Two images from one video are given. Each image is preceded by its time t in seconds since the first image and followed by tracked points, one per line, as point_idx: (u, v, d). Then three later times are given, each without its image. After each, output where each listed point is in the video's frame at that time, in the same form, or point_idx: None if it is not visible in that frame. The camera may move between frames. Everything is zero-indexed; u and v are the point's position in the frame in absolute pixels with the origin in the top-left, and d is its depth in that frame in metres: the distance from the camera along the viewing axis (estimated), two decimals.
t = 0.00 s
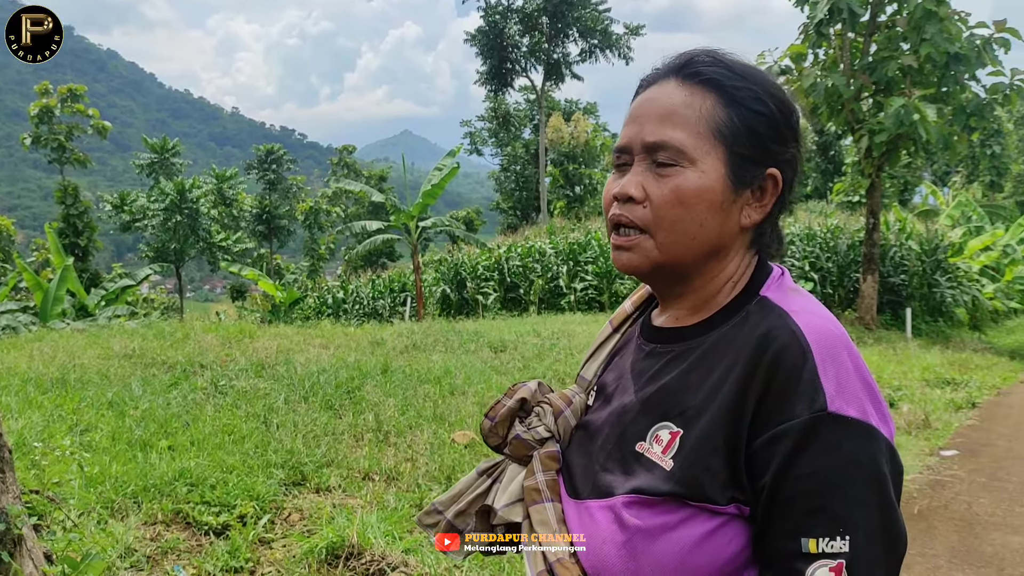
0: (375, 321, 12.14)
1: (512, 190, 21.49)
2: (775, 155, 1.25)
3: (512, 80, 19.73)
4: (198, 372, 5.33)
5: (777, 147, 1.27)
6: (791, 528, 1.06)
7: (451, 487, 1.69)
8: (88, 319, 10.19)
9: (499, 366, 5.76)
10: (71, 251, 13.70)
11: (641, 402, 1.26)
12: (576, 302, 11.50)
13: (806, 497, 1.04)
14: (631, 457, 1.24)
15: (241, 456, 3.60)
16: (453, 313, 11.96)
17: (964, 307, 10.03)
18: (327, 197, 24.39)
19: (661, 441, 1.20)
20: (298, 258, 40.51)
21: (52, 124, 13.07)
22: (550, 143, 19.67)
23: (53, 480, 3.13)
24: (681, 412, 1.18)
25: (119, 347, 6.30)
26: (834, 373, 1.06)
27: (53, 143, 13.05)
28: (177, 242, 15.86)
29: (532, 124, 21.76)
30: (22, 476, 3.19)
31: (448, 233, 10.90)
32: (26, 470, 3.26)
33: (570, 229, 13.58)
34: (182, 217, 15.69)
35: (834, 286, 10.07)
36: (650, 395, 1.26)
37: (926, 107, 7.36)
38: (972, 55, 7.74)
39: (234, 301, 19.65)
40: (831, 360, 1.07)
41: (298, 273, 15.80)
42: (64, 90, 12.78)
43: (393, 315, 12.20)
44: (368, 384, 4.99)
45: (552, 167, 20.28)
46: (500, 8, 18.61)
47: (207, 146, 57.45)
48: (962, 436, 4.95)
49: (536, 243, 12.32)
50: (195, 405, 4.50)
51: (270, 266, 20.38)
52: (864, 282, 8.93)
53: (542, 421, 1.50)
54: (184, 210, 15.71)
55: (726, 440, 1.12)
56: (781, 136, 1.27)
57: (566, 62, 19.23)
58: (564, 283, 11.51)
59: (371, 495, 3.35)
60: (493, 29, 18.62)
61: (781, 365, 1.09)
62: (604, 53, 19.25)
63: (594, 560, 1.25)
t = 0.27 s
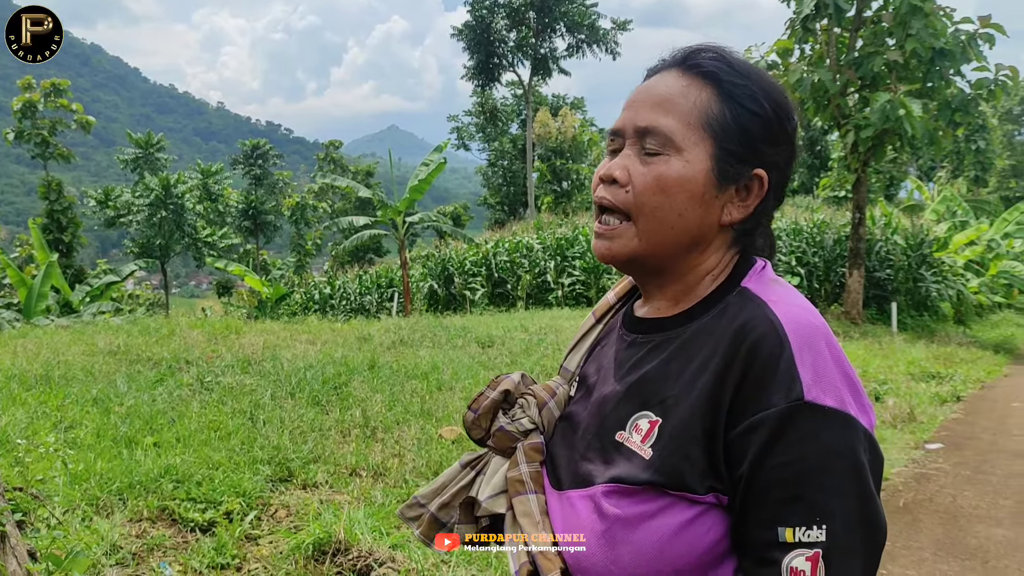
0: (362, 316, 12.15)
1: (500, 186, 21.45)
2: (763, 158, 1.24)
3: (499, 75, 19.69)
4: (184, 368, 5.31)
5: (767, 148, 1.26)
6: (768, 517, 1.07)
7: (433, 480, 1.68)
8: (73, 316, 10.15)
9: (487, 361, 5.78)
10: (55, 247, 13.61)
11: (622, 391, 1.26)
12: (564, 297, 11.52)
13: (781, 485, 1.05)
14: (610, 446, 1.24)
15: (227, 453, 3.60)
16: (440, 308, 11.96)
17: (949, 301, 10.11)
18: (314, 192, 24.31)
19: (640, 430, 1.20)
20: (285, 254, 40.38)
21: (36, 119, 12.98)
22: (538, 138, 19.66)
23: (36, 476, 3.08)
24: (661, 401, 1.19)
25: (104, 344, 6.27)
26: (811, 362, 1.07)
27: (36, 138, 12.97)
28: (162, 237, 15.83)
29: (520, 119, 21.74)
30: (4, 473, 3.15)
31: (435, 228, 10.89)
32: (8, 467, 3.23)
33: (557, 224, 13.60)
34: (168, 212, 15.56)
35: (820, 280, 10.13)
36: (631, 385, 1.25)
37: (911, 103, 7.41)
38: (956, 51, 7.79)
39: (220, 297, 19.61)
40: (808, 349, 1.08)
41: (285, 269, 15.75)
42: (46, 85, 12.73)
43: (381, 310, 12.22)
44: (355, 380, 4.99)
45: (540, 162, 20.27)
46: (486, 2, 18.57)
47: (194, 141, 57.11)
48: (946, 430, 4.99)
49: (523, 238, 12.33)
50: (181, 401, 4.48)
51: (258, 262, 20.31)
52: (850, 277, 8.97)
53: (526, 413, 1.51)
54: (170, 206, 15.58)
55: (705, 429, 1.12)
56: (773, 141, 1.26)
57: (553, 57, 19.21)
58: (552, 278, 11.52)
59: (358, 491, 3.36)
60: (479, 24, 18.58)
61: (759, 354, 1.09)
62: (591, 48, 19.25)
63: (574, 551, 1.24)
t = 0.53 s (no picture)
0: (355, 313, 12.14)
1: (492, 182, 21.39)
2: (756, 159, 1.21)
3: (491, 72, 19.65)
4: (174, 365, 5.30)
5: (764, 148, 1.23)
6: (760, 507, 1.07)
7: (426, 470, 1.67)
8: (63, 314, 10.12)
9: (480, 358, 5.80)
10: (46, 244, 13.55)
11: (617, 380, 1.26)
12: (556, 294, 11.52)
13: (774, 476, 1.05)
14: (604, 434, 1.24)
15: (219, 450, 3.59)
16: (432, 304, 11.91)
17: (940, 297, 10.17)
18: (306, 189, 24.23)
19: (633, 419, 1.20)
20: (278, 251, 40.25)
21: (25, 115, 12.92)
22: (530, 134, 19.65)
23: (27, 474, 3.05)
24: (655, 390, 1.19)
25: (95, 341, 6.25)
26: (806, 355, 1.07)
27: (26, 135, 12.92)
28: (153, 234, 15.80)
29: (512, 116, 21.71)
30: None
31: (427, 225, 10.88)
32: None
33: (550, 220, 13.60)
34: (158, 209, 15.65)
35: (812, 277, 10.18)
36: (627, 373, 1.25)
37: (902, 100, 7.43)
38: (947, 47, 7.82)
39: (211, 294, 19.57)
40: (802, 341, 1.08)
41: (277, 266, 15.70)
42: (37, 81, 12.63)
43: (373, 307, 12.22)
44: (348, 377, 4.98)
45: (532, 159, 20.25)
46: None
47: (185, 138, 56.84)
48: (938, 425, 5.02)
49: (516, 235, 12.33)
50: (172, 398, 4.47)
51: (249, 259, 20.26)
52: (841, 273, 8.99)
53: (521, 403, 1.50)
54: (160, 202, 15.69)
55: (698, 419, 1.12)
56: (770, 145, 1.22)
57: (545, 53, 19.17)
58: (544, 275, 11.52)
59: (351, 487, 3.35)
60: (471, 20, 18.54)
61: (754, 344, 1.10)
62: (583, 44, 19.23)
63: (566, 538, 1.24)
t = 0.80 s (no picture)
0: (351, 311, 12.12)
1: (488, 180, 21.38)
2: (727, 150, 1.15)
3: (487, 70, 19.64)
4: (170, 364, 5.29)
5: (738, 138, 1.16)
6: (755, 506, 1.06)
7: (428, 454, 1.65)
8: (57, 312, 10.10)
9: (475, 356, 5.80)
10: (41, 242, 13.51)
11: (617, 373, 1.25)
12: (552, 291, 11.53)
13: (770, 477, 1.04)
14: (602, 426, 1.23)
15: (215, 448, 3.59)
16: (428, 302, 11.92)
17: (935, 295, 10.20)
18: (302, 187, 24.20)
19: (631, 411, 1.19)
20: (273, 249, 40.19)
21: (20, 113, 12.88)
22: (526, 132, 19.63)
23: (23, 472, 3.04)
24: (653, 384, 1.17)
25: (90, 339, 6.24)
26: (806, 356, 1.06)
27: (20, 133, 12.89)
28: (148, 232, 15.80)
29: (508, 114, 21.70)
30: None
31: (423, 223, 10.88)
32: None
33: (546, 218, 13.59)
34: (153, 207, 15.63)
35: (807, 275, 10.21)
36: (626, 367, 1.24)
37: (897, 98, 7.44)
38: (942, 46, 7.84)
39: (207, 292, 19.55)
40: (803, 342, 1.07)
41: (272, 264, 15.67)
42: (31, 78, 12.55)
43: (369, 305, 12.22)
44: (344, 375, 4.98)
45: (528, 157, 20.24)
46: None
47: (180, 135, 56.71)
48: (933, 423, 5.04)
49: (512, 233, 12.33)
50: (168, 396, 4.47)
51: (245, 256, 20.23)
52: (836, 271, 9.00)
53: (526, 394, 1.48)
54: (155, 201, 15.66)
55: (696, 415, 1.11)
56: (744, 132, 1.15)
57: (541, 51, 19.16)
58: (540, 273, 11.53)
59: (347, 486, 3.36)
60: (467, 18, 18.56)
61: (753, 343, 1.08)
62: (579, 42, 19.23)
63: (558, 525, 1.24)
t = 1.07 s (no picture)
0: (349, 310, 12.13)
1: (486, 179, 21.36)
2: (689, 152, 1.10)
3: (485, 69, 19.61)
4: (168, 363, 5.29)
5: (702, 139, 1.10)
6: (721, 501, 1.04)
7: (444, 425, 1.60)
8: (55, 311, 10.09)
9: (473, 355, 5.81)
10: (38, 241, 13.50)
11: (612, 360, 1.24)
12: (550, 290, 11.52)
13: (739, 473, 1.02)
14: (589, 409, 1.22)
15: (213, 447, 3.59)
16: (426, 301, 11.93)
17: (932, 294, 10.22)
18: (300, 185, 24.18)
19: (617, 396, 1.17)
20: (271, 247, 40.18)
21: (17, 111, 12.85)
22: (524, 131, 19.61)
23: (21, 471, 3.04)
24: (642, 372, 1.15)
25: (87, 338, 6.22)
26: (793, 358, 1.03)
27: (18, 131, 12.86)
28: (145, 231, 15.78)
29: (506, 112, 21.68)
30: None
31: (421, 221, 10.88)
32: None
33: (544, 217, 13.59)
34: (152, 206, 15.63)
35: (805, 273, 10.22)
36: (620, 356, 1.23)
37: (895, 97, 7.44)
38: (939, 45, 7.84)
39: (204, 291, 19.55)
40: (789, 343, 1.04)
41: (270, 263, 15.65)
42: (29, 77, 12.48)
43: (367, 304, 12.21)
44: (342, 374, 4.98)
45: (526, 156, 20.22)
46: None
47: (177, 133, 56.61)
48: (930, 421, 5.05)
49: (510, 231, 12.32)
50: (166, 395, 4.46)
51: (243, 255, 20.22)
52: (834, 270, 9.00)
53: (540, 378, 1.42)
54: (153, 199, 15.63)
55: (675, 406, 1.09)
56: (712, 131, 1.09)
57: (539, 50, 19.12)
58: (538, 272, 11.53)
59: (344, 484, 3.35)
60: (465, 17, 18.59)
61: (739, 339, 1.06)
62: (577, 41, 19.22)
63: (538, 500, 1.25)
